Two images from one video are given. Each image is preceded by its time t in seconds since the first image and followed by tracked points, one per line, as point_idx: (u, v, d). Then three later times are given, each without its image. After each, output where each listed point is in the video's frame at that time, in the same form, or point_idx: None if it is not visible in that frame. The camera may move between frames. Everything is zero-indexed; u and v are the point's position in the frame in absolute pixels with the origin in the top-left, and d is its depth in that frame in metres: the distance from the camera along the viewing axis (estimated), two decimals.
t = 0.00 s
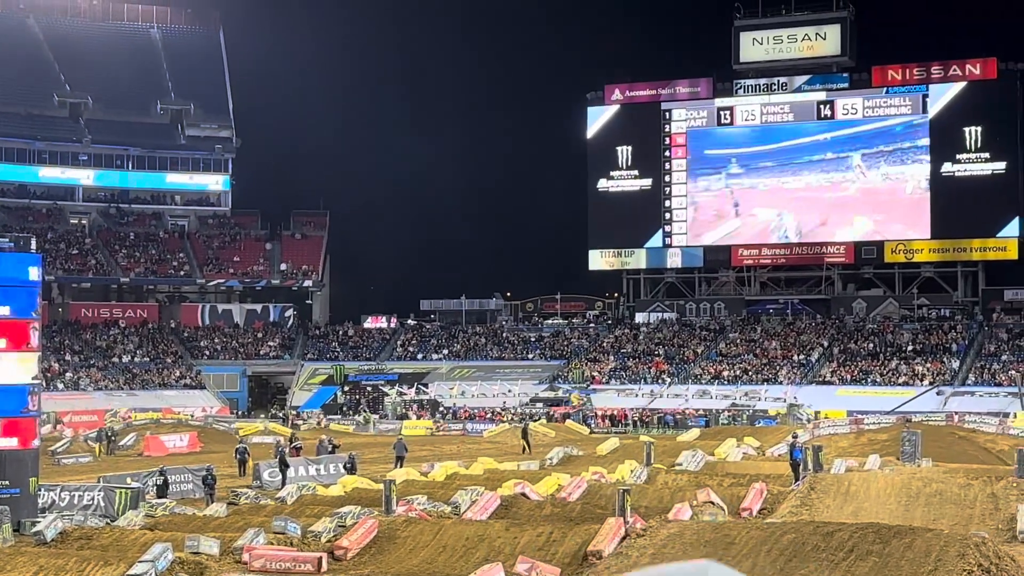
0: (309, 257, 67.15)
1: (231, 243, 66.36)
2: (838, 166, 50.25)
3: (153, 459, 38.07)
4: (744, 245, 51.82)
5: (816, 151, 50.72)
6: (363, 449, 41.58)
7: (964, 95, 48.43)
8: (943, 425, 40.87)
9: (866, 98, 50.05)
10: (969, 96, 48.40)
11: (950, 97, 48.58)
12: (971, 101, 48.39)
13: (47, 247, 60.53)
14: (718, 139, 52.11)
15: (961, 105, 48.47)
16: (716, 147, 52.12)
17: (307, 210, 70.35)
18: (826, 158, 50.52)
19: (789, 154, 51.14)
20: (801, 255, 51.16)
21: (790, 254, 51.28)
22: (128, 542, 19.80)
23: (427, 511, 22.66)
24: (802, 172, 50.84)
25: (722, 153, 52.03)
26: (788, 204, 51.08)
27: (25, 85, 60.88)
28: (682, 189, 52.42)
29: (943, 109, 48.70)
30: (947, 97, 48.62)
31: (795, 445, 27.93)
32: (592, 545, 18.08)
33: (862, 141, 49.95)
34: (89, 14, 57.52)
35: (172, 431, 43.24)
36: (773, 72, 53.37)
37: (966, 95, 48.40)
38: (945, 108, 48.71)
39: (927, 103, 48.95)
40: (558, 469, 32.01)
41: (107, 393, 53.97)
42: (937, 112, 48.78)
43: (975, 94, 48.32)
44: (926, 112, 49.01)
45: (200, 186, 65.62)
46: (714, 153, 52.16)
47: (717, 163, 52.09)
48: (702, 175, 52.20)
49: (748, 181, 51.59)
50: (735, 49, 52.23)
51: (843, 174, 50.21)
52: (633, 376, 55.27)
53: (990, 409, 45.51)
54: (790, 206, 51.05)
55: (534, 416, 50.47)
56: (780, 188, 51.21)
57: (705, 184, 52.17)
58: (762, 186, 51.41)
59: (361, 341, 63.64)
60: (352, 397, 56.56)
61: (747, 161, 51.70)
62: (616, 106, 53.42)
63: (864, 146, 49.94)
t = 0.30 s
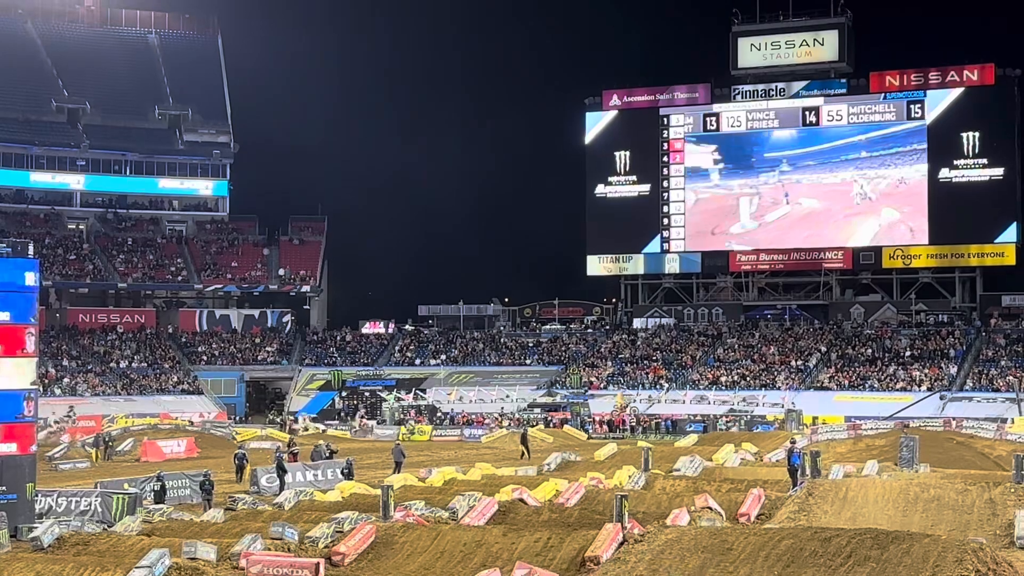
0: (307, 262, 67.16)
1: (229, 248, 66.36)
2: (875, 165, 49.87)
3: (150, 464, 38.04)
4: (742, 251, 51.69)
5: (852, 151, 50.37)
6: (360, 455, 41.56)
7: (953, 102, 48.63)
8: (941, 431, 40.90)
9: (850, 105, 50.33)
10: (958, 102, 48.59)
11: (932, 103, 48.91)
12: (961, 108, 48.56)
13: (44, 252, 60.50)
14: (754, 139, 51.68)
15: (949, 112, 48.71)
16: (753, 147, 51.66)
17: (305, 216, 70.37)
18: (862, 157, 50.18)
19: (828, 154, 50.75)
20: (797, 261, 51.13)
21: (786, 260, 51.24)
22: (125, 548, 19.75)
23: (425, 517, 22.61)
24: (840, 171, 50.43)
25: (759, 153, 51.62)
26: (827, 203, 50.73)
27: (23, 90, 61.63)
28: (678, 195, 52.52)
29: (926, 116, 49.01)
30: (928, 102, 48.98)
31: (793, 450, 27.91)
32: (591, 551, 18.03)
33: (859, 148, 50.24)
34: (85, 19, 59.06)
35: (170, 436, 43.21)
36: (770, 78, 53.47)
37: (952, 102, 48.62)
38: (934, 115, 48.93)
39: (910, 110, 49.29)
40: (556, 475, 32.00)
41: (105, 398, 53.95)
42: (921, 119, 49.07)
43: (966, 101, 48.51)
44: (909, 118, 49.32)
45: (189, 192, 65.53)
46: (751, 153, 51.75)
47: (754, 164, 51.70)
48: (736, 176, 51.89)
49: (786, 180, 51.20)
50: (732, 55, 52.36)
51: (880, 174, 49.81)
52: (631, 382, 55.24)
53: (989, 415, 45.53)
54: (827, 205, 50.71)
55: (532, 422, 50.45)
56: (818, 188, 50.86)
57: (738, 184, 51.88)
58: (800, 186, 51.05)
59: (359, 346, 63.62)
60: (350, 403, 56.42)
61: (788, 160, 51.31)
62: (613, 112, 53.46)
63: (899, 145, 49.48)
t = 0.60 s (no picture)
0: (310, 267, 67.20)
1: (233, 253, 66.44)
2: (909, 165, 49.26)
3: (154, 469, 38.09)
4: (745, 255, 51.75)
5: (886, 151, 49.82)
6: (363, 459, 41.61)
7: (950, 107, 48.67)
8: (944, 436, 40.82)
9: (840, 111, 50.57)
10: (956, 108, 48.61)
11: (922, 109, 49.15)
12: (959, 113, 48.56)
13: (48, 257, 60.61)
14: (787, 139, 51.28)
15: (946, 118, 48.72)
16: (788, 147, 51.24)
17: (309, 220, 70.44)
18: (896, 157, 49.59)
19: (863, 154, 50.24)
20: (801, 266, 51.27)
21: (790, 264, 51.38)
22: (128, 552, 19.80)
23: (429, 521, 22.63)
24: (874, 171, 49.93)
25: (794, 153, 51.19)
26: (861, 204, 50.25)
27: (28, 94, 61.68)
28: (682, 200, 52.48)
29: (917, 121, 49.21)
30: (918, 108, 49.23)
31: (796, 456, 27.87)
32: (593, 556, 18.04)
33: (862, 154, 50.22)
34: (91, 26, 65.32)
35: (173, 440, 43.27)
36: (773, 82, 53.49)
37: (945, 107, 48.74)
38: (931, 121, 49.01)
39: (899, 115, 49.56)
40: (559, 479, 32.00)
41: (108, 403, 54.02)
42: (912, 124, 49.30)
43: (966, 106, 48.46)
44: (899, 124, 49.55)
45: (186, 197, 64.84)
46: (786, 153, 51.28)
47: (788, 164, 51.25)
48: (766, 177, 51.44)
49: (821, 181, 50.73)
50: (735, 60, 52.37)
51: (914, 174, 49.17)
52: (634, 387, 55.21)
53: (992, 420, 45.42)
54: (862, 206, 50.22)
55: (535, 426, 50.43)
56: (853, 188, 50.36)
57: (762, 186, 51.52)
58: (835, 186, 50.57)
59: (362, 351, 63.61)
60: (353, 408, 56.47)
61: (824, 160, 50.78)
62: (617, 117, 53.51)
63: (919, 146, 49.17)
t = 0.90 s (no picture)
0: (317, 271, 67.27)
1: (239, 257, 66.57)
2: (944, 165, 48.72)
3: (160, 473, 38.10)
4: (752, 260, 51.52)
5: (920, 151, 49.24)
6: (370, 464, 41.59)
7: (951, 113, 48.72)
8: (952, 441, 40.66)
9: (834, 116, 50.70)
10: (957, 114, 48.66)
11: (916, 114, 49.37)
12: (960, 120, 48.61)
13: (56, 261, 60.75)
14: (820, 139, 50.90)
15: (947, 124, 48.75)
16: (821, 147, 50.90)
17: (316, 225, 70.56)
18: (930, 157, 49.00)
19: (897, 154, 49.67)
20: (807, 271, 50.87)
21: (797, 269, 50.92)
22: (136, 556, 19.80)
23: (436, 526, 22.61)
24: (908, 171, 49.32)
25: (827, 153, 50.81)
26: (894, 205, 49.65)
27: (36, 99, 61.77)
28: (688, 204, 52.42)
29: (910, 127, 49.42)
30: (912, 114, 49.45)
31: (804, 461, 27.73)
32: (601, 560, 18.01)
33: (870, 159, 50.12)
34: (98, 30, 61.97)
35: (180, 445, 43.32)
36: (780, 87, 53.49)
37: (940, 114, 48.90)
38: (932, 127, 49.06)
39: (893, 120, 49.76)
40: (566, 485, 31.96)
41: (115, 407, 54.12)
42: (905, 129, 49.49)
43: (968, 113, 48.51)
44: (892, 129, 49.76)
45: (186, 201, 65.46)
46: (818, 153, 50.94)
47: (820, 164, 50.90)
48: (791, 178, 51.29)
49: (853, 181, 50.31)
50: (742, 65, 52.39)
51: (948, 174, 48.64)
52: (640, 392, 55.10)
53: (1000, 425, 45.25)
54: (895, 206, 49.59)
55: (542, 431, 50.38)
56: (885, 188, 49.84)
57: (780, 189, 51.41)
58: (868, 187, 50.10)
59: (369, 356, 63.60)
60: (360, 412, 56.45)
61: (857, 160, 50.32)
62: (623, 122, 53.56)
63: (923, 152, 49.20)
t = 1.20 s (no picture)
0: (323, 275, 67.33)
1: (246, 261, 66.66)
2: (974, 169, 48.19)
3: (167, 476, 38.12)
4: (759, 264, 51.39)
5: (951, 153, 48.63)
6: (376, 468, 41.56)
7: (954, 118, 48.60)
8: (960, 445, 40.49)
9: (828, 121, 50.73)
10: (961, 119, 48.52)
11: (909, 119, 49.40)
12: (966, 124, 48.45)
13: (63, 265, 60.84)
14: (852, 142, 50.33)
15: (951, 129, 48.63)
16: (850, 150, 50.41)
17: (322, 229, 70.65)
18: (960, 160, 48.43)
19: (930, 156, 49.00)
20: (814, 275, 50.80)
21: (804, 273, 50.91)
22: (143, 560, 19.80)
23: (442, 530, 22.57)
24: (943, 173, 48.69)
25: (857, 155, 50.30)
26: (921, 209, 49.09)
27: (43, 102, 61.73)
28: (695, 208, 52.38)
29: (904, 131, 49.46)
30: (905, 119, 49.47)
31: (811, 464, 27.58)
32: (608, 564, 17.97)
33: (880, 163, 49.91)
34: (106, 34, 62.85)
35: (187, 448, 43.33)
36: (787, 91, 53.37)
37: (933, 118, 48.95)
38: (934, 132, 48.94)
39: (886, 125, 49.77)
40: (572, 488, 31.92)
41: (122, 410, 54.18)
42: (899, 133, 49.56)
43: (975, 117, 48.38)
44: (886, 134, 49.80)
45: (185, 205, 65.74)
46: (848, 155, 50.44)
47: (849, 167, 50.41)
48: (820, 180, 50.82)
49: (882, 183, 49.82)
50: (749, 68, 52.28)
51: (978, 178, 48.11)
52: (647, 396, 54.99)
53: (1008, 429, 45.04)
54: (923, 210, 49.07)
55: (548, 435, 50.29)
56: (916, 190, 49.21)
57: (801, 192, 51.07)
58: (898, 189, 49.59)
59: (376, 359, 63.57)
60: (366, 416, 56.42)
61: (888, 162, 49.79)
62: (630, 125, 53.45)
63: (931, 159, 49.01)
